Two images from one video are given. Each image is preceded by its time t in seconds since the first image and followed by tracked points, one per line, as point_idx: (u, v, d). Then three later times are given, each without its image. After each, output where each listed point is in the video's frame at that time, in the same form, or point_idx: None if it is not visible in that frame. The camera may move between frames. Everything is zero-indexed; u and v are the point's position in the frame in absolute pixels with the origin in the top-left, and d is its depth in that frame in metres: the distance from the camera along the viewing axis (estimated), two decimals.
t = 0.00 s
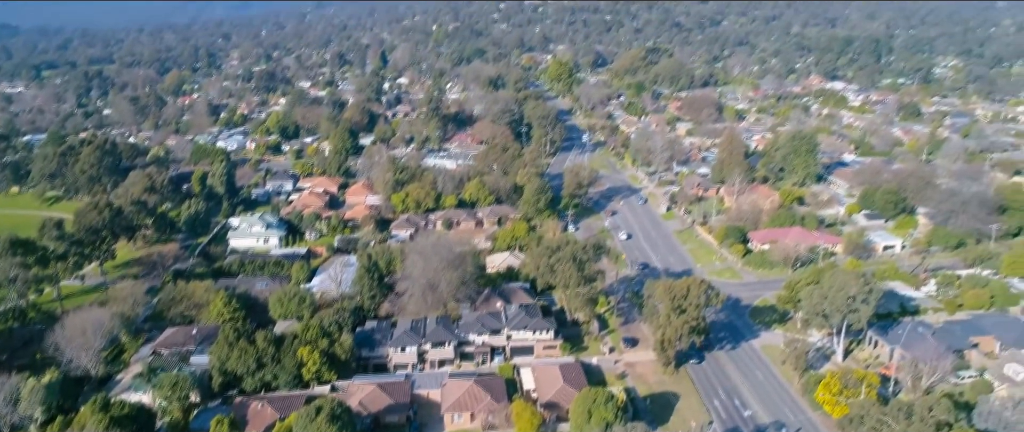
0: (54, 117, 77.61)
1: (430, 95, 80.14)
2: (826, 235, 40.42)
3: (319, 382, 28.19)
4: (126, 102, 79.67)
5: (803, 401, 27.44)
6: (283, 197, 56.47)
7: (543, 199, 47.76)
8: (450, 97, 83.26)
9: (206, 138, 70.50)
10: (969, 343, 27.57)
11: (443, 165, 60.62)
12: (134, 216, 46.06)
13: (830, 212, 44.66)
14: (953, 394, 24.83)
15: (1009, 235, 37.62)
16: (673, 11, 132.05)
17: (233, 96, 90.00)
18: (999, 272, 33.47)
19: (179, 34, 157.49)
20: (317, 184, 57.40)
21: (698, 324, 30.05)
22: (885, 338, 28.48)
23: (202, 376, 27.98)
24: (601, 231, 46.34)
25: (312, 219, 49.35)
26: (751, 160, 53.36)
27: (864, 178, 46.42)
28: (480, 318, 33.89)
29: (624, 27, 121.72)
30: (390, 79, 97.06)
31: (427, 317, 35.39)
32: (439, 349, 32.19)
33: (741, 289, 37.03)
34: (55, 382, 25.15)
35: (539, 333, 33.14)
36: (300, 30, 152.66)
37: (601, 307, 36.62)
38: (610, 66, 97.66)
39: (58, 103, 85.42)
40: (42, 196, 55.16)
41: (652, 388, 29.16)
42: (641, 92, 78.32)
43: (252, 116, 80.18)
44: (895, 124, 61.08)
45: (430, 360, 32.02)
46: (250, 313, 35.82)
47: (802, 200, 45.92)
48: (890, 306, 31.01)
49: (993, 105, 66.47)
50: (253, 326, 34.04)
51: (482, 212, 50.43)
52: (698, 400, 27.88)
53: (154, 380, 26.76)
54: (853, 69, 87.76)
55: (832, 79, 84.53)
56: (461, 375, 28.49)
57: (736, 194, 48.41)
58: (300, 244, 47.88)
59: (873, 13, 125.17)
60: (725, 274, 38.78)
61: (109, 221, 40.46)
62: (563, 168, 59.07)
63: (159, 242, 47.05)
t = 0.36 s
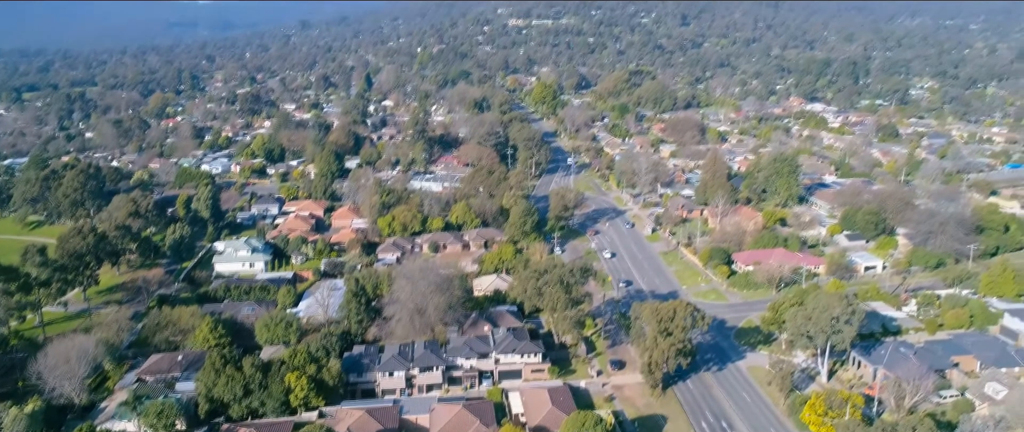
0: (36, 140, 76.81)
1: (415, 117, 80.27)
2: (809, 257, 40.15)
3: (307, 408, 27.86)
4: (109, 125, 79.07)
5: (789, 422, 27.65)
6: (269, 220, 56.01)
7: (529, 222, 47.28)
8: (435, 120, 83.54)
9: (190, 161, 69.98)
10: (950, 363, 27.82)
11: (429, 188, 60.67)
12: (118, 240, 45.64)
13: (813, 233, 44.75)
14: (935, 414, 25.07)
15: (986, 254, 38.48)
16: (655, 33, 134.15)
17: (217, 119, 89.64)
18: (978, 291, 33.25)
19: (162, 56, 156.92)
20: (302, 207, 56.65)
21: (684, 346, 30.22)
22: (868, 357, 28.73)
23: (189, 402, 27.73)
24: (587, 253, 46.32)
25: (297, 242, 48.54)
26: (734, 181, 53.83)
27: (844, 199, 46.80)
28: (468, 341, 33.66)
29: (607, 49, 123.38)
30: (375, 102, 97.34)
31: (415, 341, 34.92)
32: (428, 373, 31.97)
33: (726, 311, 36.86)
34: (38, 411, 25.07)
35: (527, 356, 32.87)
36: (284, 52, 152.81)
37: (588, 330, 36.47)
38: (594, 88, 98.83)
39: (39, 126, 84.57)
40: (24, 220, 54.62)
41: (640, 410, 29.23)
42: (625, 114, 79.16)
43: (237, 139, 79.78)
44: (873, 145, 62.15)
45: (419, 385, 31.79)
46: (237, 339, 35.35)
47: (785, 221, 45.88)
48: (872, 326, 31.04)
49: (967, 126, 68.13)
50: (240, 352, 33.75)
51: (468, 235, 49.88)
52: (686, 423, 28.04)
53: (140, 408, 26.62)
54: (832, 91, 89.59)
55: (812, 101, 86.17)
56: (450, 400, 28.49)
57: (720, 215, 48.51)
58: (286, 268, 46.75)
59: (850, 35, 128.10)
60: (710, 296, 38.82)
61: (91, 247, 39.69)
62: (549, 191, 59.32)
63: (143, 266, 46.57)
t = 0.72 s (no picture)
0: (19, 161, 75.91)
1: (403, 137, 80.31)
2: (794, 275, 39.42)
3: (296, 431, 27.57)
4: (94, 144, 78.29)
5: None
6: (256, 241, 55.16)
7: (518, 241, 46.16)
8: (422, 139, 83.60)
9: (175, 182, 69.33)
10: (934, 380, 27.14)
11: (416, 208, 60.41)
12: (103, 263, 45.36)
13: (798, 251, 43.71)
14: None
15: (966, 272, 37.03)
16: (640, 53, 135.77)
17: (203, 138, 89.17)
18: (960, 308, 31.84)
19: (147, 75, 156.25)
20: (289, 227, 55.82)
21: (673, 366, 29.72)
22: (854, 374, 28.33)
23: (178, 426, 27.68)
24: (574, 273, 45.75)
25: (285, 264, 47.20)
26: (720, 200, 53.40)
27: (828, 218, 46.62)
28: (457, 362, 32.50)
29: (593, 68, 124.78)
30: (362, 122, 97.48)
31: (404, 363, 33.50)
32: (417, 395, 30.92)
33: (714, 329, 36.32)
34: None
35: (517, 376, 32.05)
36: (270, 71, 152.84)
37: (578, 350, 35.65)
38: (580, 107, 99.80)
39: (22, 147, 83.59)
40: (6, 242, 53.66)
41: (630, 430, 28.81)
42: (610, 133, 79.71)
43: (223, 159, 79.18)
44: (856, 163, 62.94)
45: (408, 407, 30.83)
46: (223, 363, 34.19)
47: (770, 239, 45.27)
48: (858, 344, 30.25)
49: (946, 145, 69.48)
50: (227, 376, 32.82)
51: (457, 254, 49.03)
52: None
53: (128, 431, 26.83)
54: (814, 110, 91.10)
55: (795, 119, 87.57)
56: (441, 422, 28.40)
57: (706, 234, 47.81)
58: (273, 290, 45.34)
59: (831, 55, 130.68)
60: (697, 314, 38.08)
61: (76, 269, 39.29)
62: (536, 210, 59.14)
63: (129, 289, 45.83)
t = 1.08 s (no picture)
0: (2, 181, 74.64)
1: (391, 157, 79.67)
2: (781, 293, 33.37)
3: None
4: (79, 165, 76.62)
5: None
6: (244, 261, 48.98)
7: (507, 260, 39.92)
8: (410, 159, 83.17)
9: (161, 202, 65.92)
10: (920, 398, 22.14)
11: (405, 227, 57.96)
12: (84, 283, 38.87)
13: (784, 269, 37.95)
14: None
15: (951, 290, 32.50)
16: (626, 72, 137.04)
17: (190, 158, 88.44)
18: (944, 327, 26.21)
19: (133, 94, 155.49)
20: (276, 247, 50.16)
21: (664, 386, 24.33)
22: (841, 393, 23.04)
23: None
24: (564, 293, 39.34)
25: (273, 285, 41.03)
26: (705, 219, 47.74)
27: (813, 235, 42.10)
28: (449, 381, 26.68)
29: (579, 87, 126.05)
30: (350, 141, 97.59)
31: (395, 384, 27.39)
32: (408, 418, 25.11)
33: (702, 347, 30.23)
34: None
35: (508, 395, 26.19)
36: (257, 90, 152.56)
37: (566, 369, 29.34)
38: (567, 126, 100.45)
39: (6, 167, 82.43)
40: None
41: None
42: (598, 153, 80.02)
43: (210, 179, 77.24)
44: (840, 181, 63.93)
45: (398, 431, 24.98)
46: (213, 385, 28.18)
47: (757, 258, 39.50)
48: (843, 362, 24.79)
49: (928, 163, 70.66)
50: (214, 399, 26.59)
51: (447, 274, 42.76)
52: None
53: None
54: (798, 129, 92.22)
55: (779, 137, 88.78)
56: None
57: (694, 252, 42.14)
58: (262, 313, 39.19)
59: (814, 74, 132.86)
60: (685, 332, 31.81)
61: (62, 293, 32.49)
62: (525, 229, 57.24)
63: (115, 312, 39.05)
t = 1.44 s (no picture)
0: None
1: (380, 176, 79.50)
2: (769, 312, 33.25)
3: None
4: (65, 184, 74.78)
5: None
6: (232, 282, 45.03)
7: (498, 280, 38.13)
8: (400, 179, 82.99)
9: (149, 222, 63.60)
10: (908, 417, 21.41)
11: (395, 246, 57.09)
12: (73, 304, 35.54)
13: (772, 289, 37.93)
14: None
15: (936, 308, 32.84)
16: (614, 91, 138.10)
17: (178, 177, 87.93)
18: (930, 345, 25.53)
19: (120, 113, 154.68)
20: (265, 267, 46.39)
21: (655, 407, 23.93)
22: (828, 412, 22.15)
23: None
24: (554, 311, 38.23)
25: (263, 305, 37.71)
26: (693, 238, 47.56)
27: (801, 254, 42.37)
28: (440, 404, 25.55)
29: (568, 106, 126.99)
30: (339, 160, 97.67)
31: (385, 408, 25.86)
32: None
33: (692, 368, 29.55)
34: None
35: (499, 418, 25.09)
36: (246, 109, 152.28)
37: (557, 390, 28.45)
38: (555, 145, 101.04)
39: None
40: None
41: None
42: (587, 172, 80.50)
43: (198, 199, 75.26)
44: (826, 200, 64.73)
45: None
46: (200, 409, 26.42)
47: (746, 277, 39.30)
48: (832, 380, 24.20)
49: (912, 181, 71.75)
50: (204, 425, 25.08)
51: (436, 294, 39.68)
52: None
53: None
54: (784, 148, 93.31)
55: (765, 156, 89.83)
56: None
57: (683, 271, 41.75)
58: (251, 334, 35.46)
59: (799, 94, 134.79)
60: (675, 351, 31.20)
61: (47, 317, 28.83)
62: (515, 249, 56.73)
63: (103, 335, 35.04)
